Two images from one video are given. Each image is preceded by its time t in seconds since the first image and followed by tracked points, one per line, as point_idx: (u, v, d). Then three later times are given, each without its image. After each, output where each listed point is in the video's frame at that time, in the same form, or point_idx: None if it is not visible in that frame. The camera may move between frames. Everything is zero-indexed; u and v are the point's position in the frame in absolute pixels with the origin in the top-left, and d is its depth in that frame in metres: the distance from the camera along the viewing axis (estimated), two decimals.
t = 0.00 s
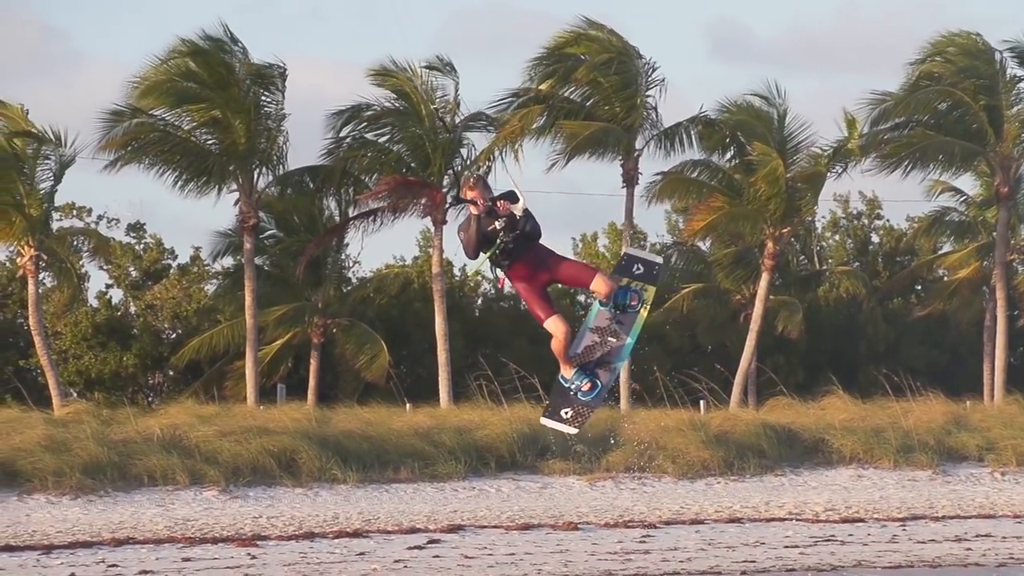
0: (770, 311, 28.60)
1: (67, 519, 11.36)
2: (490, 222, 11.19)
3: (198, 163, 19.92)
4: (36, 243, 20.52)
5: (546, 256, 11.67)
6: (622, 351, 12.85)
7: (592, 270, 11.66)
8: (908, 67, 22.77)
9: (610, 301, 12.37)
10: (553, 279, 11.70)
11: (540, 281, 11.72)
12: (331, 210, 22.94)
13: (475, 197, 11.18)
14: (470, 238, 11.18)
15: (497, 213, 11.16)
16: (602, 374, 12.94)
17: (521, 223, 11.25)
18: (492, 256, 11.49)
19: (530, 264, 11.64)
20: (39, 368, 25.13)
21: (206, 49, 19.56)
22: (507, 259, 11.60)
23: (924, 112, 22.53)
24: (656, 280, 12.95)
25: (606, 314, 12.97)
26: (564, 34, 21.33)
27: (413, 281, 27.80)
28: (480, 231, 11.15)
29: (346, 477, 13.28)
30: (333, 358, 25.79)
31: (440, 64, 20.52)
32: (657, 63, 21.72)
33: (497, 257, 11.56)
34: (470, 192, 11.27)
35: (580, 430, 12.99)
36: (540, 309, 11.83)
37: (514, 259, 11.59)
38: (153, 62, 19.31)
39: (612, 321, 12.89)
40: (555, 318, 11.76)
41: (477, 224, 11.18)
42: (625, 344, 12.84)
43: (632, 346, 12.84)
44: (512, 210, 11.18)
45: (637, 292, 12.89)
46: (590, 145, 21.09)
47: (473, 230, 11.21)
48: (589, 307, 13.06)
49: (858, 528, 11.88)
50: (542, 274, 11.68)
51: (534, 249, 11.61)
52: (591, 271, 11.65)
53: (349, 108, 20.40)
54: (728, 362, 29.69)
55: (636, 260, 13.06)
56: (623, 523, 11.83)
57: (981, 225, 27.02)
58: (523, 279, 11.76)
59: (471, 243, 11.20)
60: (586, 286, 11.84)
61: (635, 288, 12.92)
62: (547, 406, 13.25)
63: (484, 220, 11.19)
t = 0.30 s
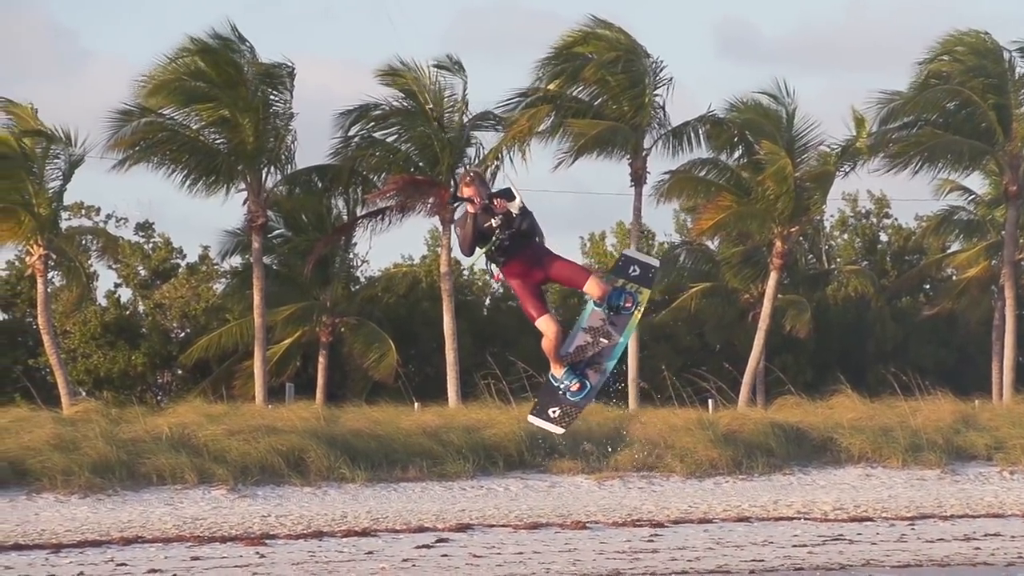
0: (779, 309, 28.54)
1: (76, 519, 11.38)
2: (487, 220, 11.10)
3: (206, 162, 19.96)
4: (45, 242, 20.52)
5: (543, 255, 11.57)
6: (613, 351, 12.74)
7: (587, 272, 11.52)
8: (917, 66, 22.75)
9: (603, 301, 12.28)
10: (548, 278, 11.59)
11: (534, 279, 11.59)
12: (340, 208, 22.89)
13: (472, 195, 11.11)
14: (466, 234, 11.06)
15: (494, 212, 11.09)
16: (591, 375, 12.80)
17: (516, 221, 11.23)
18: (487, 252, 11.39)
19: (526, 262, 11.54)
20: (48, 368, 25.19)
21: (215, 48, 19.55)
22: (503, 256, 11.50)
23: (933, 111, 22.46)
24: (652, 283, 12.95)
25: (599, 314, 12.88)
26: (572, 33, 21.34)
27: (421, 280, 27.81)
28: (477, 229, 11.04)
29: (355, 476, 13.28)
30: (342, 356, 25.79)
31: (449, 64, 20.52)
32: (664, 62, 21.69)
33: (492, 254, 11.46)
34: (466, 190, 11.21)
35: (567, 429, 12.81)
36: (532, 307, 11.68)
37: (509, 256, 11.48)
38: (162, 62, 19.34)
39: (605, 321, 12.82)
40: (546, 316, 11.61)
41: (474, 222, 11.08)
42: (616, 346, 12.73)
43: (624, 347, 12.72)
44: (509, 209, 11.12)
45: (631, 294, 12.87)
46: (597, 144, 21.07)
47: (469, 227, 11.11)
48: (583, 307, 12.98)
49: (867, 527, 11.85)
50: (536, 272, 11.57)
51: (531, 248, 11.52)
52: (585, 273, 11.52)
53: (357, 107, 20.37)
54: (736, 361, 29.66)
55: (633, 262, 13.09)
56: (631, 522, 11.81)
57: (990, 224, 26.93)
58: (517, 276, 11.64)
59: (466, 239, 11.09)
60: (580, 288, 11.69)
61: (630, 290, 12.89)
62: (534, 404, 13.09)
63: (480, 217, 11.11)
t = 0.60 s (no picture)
0: (788, 308, 28.49)
1: (85, 517, 11.39)
2: (482, 217, 11.17)
3: (216, 160, 19.97)
4: (54, 241, 20.50)
5: (538, 253, 11.61)
6: (604, 352, 12.99)
7: (580, 274, 11.54)
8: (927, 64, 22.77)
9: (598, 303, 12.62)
10: (542, 277, 11.64)
11: (528, 277, 11.66)
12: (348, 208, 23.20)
13: (468, 192, 11.14)
14: (461, 232, 11.20)
15: (489, 210, 11.13)
16: (581, 374, 13.01)
17: (512, 220, 11.27)
18: (482, 249, 11.46)
19: (521, 260, 11.60)
20: (57, 366, 25.22)
21: (224, 47, 19.56)
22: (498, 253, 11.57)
23: (943, 110, 22.38)
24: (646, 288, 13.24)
25: (593, 316, 13.21)
26: (582, 32, 21.27)
27: (430, 279, 27.82)
28: (470, 226, 11.16)
29: (363, 475, 13.28)
30: (350, 355, 25.79)
31: (458, 63, 20.51)
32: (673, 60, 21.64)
33: (488, 251, 11.53)
34: (463, 185, 11.22)
35: (554, 428, 12.87)
36: (524, 305, 11.73)
37: (505, 254, 11.55)
38: (171, 60, 19.37)
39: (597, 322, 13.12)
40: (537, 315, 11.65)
41: (469, 219, 11.20)
42: (607, 347, 13.00)
43: (615, 349, 13.00)
44: (505, 207, 11.14)
45: (626, 297, 13.16)
46: (604, 142, 21.02)
47: (465, 223, 11.23)
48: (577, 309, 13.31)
49: (876, 525, 11.81)
50: (530, 271, 11.62)
51: (527, 246, 11.57)
52: (579, 274, 11.53)
53: (366, 105, 20.36)
54: (745, 360, 29.61)
55: (630, 266, 13.45)
56: (639, 520, 11.79)
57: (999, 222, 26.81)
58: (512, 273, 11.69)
59: (462, 236, 11.23)
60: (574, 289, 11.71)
61: (625, 292, 13.24)
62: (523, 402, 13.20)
63: (475, 215, 11.19)
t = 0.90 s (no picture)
0: (798, 305, 28.43)
1: (96, 514, 11.40)
2: (479, 214, 11.16)
3: (226, 158, 20.01)
4: (64, 240, 20.46)
5: (532, 252, 11.59)
6: (593, 355, 12.96)
7: (573, 277, 11.51)
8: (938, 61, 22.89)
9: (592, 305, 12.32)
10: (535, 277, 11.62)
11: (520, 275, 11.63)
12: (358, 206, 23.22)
13: (466, 189, 11.09)
14: (456, 228, 11.14)
15: (486, 209, 11.12)
16: (569, 375, 13.02)
17: (508, 219, 11.28)
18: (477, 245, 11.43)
19: (515, 257, 11.59)
20: (68, 364, 25.28)
21: (234, 45, 19.55)
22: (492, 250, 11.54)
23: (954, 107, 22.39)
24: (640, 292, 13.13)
25: (586, 318, 13.19)
26: (592, 30, 21.23)
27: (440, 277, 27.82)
28: (467, 223, 11.12)
29: (373, 472, 13.27)
30: (360, 352, 25.80)
31: (469, 61, 20.50)
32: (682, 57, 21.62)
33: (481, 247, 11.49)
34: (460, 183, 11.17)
35: (537, 428, 13.04)
36: (515, 303, 11.71)
37: (499, 251, 11.52)
38: (182, 58, 19.37)
39: (589, 324, 13.11)
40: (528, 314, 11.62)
41: (465, 216, 11.15)
42: (596, 350, 12.98)
43: (603, 352, 12.95)
44: (500, 206, 11.19)
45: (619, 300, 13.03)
46: (613, 140, 21.02)
47: (460, 220, 11.18)
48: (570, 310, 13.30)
49: (886, 523, 11.78)
50: (523, 269, 11.60)
51: (521, 244, 11.56)
52: (571, 276, 11.51)
53: (377, 103, 20.44)
54: (755, 357, 29.57)
55: (626, 269, 13.31)
56: (650, 518, 11.77)
57: (1010, 220, 26.69)
58: (505, 270, 11.67)
59: (457, 232, 11.17)
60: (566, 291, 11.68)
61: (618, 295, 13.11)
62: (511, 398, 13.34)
63: (472, 211, 11.16)
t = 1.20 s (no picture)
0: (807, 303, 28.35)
1: (105, 512, 11.41)
2: (474, 213, 11.04)
3: (235, 157, 20.01)
4: (74, 238, 20.51)
5: (528, 253, 11.45)
6: (584, 357, 12.66)
7: (566, 279, 11.47)
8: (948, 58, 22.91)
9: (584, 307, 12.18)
10: (529, 278, 11.51)
11: (514, 275, 11.52)
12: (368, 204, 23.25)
13: (462, 188, 11.01)
14: (451, 227, 11.03)
15: (481, 209, 11.02)
16: (559, 377, 12.72)
17: (504, 219, 11.13)
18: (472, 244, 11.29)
19: (509, 257, 11.43)
20: (77, 362, 25.31)
21: (243, 43, 19.54)
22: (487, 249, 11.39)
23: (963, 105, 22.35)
24: (635, 297, 12.93)
25: (580, 321, 13.01)
26: (601, 28, 21.12)
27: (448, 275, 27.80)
28: (463, 222, 11.01)
29: (382, 471, 13.26)
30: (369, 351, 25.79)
31: (478, 59, 20.50)
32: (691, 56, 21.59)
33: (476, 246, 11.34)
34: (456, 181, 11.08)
35: (524, 427, 12.62)
36: (507, 302, 11.59)
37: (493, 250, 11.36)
38: (191, 56, 19.38)
39: (582, 327, 12.91)
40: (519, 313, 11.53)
41: (461, 214, 11.04)
42: (587, 351, 12.70)
43: (595, 353, 12.65)
44: (496, 206, 11.07)
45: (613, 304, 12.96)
46: (622, 139, 20.99)
47: (455, 219, 11.07)
48: (564, 312, 13.13)
49: (895, 522, 11.73)
50: (516, 269, 11.47)
51: (517, 244, 11.39)
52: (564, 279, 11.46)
53: (385, 102, 20.46)
54: (764, 356, 29.51)
55: (622, 273, 13.08)
56: (659, 516, 11.74)
57: (1020, 219, 26.60)
58: (499, 268, 11.52)
59: (452, 231, 11.05)
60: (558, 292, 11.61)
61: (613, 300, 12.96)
62: (498, 397, 12.95)
63: (468, 210, 11.05)
